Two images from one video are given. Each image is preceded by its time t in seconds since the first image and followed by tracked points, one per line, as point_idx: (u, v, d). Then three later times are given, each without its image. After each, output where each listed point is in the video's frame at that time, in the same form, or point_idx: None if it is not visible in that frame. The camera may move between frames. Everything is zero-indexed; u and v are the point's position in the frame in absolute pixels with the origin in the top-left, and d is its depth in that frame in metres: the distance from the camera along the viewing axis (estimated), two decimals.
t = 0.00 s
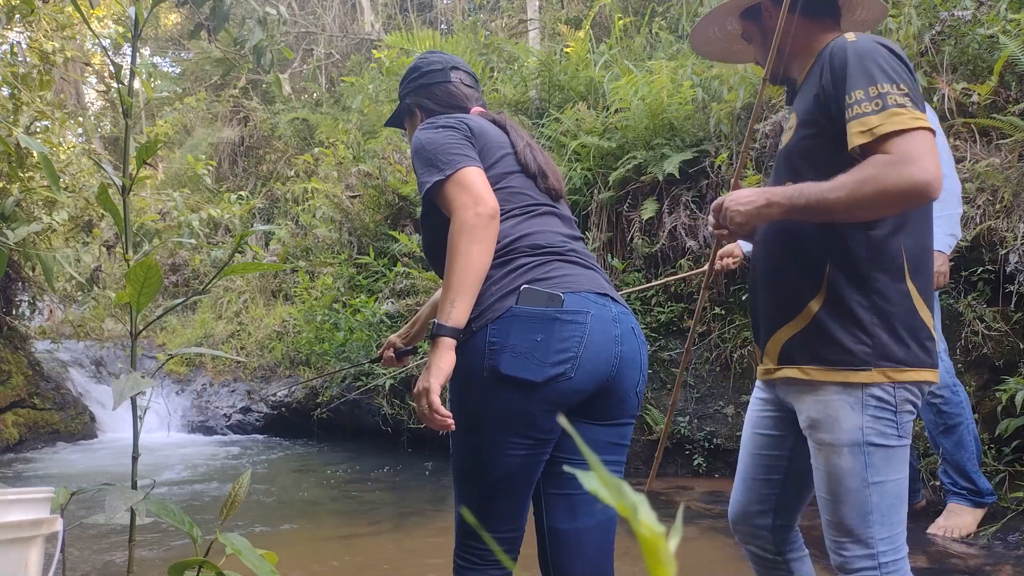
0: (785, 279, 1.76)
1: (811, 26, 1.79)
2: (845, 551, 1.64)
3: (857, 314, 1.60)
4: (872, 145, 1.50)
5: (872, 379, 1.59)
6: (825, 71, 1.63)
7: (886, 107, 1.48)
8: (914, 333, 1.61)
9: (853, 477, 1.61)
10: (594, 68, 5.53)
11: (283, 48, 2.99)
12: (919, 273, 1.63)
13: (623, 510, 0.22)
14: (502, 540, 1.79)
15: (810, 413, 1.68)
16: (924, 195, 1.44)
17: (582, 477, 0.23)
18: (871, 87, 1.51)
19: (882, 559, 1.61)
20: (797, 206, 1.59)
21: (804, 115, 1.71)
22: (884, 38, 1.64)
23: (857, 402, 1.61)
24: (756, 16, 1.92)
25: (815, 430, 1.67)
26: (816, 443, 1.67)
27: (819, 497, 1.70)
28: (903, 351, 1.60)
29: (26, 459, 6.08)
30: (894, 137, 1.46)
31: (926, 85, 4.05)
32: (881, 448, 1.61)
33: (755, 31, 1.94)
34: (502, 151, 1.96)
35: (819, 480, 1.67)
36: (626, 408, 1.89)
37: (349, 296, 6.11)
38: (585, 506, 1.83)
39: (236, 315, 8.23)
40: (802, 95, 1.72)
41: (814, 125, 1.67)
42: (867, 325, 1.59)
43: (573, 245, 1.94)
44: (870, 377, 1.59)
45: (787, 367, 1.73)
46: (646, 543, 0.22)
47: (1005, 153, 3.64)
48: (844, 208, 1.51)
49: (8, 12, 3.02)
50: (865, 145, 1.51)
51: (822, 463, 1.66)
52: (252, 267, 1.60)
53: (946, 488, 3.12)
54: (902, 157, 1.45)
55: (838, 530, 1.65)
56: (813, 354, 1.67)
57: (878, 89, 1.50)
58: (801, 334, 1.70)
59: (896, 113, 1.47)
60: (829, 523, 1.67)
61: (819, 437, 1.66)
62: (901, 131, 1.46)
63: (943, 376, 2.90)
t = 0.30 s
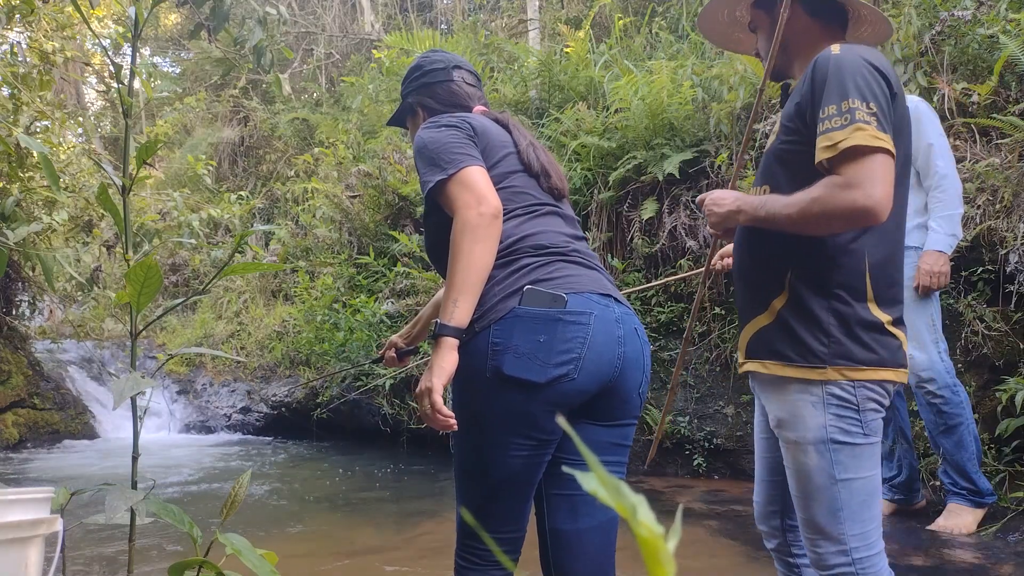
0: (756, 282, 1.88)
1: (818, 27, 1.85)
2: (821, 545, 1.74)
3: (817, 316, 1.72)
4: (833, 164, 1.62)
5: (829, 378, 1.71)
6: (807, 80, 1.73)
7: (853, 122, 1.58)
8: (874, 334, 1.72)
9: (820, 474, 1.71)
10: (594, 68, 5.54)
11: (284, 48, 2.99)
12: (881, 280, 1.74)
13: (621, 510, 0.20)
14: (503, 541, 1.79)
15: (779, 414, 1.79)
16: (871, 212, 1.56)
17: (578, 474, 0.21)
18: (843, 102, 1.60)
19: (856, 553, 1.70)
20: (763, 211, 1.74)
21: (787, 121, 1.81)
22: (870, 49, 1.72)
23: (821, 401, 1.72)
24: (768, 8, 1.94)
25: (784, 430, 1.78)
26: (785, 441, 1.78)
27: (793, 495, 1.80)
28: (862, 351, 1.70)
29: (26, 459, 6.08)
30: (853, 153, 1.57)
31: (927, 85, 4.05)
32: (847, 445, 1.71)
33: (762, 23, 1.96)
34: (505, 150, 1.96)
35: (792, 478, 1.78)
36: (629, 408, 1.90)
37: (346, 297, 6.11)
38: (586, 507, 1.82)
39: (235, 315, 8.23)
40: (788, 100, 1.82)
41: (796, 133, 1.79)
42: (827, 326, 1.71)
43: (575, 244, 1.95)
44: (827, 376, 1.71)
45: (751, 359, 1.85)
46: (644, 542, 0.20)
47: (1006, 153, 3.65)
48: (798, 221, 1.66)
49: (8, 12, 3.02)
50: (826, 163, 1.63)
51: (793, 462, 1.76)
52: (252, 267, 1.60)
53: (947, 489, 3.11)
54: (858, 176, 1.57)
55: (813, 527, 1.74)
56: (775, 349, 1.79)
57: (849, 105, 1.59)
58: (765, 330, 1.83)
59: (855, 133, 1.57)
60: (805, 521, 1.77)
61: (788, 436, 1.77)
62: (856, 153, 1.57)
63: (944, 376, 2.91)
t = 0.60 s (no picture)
0: (737, 285, 1.94)
1: (804, 38, 1.92)
2: (807, 538, 1.78)
3: (792, 318, 1.78)
4: (800, 172, 1.70)
5: (804, 376, 1.76)
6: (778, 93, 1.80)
7: (816, 133, 1.66)
8: (847, 334, 1.78)
9: (802, 468, 1.76)
10: (594, 68, 5.55)
11: (284, 48, 2.99)
12: (855, 283, 1.79)
13: (620, 510, 0.20)
14: (503, 541, 1.79)
15: (760, 412, 1.84)
16: (836, 218, 1.64)
17: (580, 475, 0.21)
18: (808, 114, 1.69)
19: (841, 543, 1.75)
20: (739, 221, 1.82)
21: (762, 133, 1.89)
22: (839, 60, 1.79)
23: (799, 398, 1.78)
24: (754, 17, 2.00)
25: (765, 427, 1.83)
26: (765, 439, 1.83)
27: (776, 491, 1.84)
28: (836, 350, 1.76)
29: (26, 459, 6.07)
30: (817, 162, 1.65)
31: (927, 85, 4.06)
32: (825, 440, 1.76)
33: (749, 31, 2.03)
34: (506, 151, 1.96)
35: (775, 474, 1.82)
36: (631, 409, 1.90)
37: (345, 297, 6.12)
38: (587, 507, 1.82)
39: (235, 315, 8.24)
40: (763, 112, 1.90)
41: (770, 144, 1.87)
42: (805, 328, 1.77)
43: (576, 244, 1.95)
44: (804, 375, 1.76)
45: (734, 358, 1.91)
46: (646, 542, 0.20)
47: (1005, 153, 3.65)
48: (769, 228, 1.74)
49: (9, 12, 3.02)
50: (793, 171, 1.71)
51: (774, 458, 1.81)
52: (251, 267, 1.60)
53: (947, 489, 3.10)
54: (822, 185, 1.65)
55: (799, 521, 1.79)
56: (756, 349, 1.85)
57: (813, 117, 1.68)
58: (745, 331, 1.88)
59: (818, 144, 1.66)
60: (789, 515, 1.81)
61: (769, 433, 1.82)
62: (819, 163, 1.66)
63: (944, 376, 2.91)
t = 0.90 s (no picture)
0: (722, 289, 1.99)
1: (790, 54, 1.96)
2: (794, 532, 1.79)
3: (774, 320, 1.84)
4: (779, 181, 1.77)
5: (785, 373, 1.81)
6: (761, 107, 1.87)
7: (794, 146, 1.74)
8: (826, 334, 1.83)
9: (787, 463, 1.79)
10: (594, 68, 5.55)
11: (284, 48, 2.99)
12: (834, 287, 1.85)
13: (622, 510, 0.20)
14: (503, 541, 1.80)
15: (745, 409, 1.88)
16: (813, 225, 1.71)
17: (581, 475, 0.22)
18: (786, 127, 1.76)
19: (827, 536, 1.76)
20: (723, 227, 1.88)
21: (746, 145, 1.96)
22: (818, 74, 1.85)
23: (782, 395, 1.82)
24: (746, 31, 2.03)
25: (750, 424, 1.87)
26: (751, 436, 1.87)
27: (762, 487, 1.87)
28: (818, 350, 1.82)
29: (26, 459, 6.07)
30: (794, 172, 1.73)
31: (927, 85, 4.06)
32: (809, 435, 1.80)
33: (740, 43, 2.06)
34: (501, 154, 1.96)
35: (760, 469, 1.85)
36: (632, 408, 1.90)
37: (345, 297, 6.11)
38: (587, 506, 1.82)
39: (235, 315, 8.24)
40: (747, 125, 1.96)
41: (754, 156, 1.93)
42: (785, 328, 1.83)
43: (575, 243, 1.95)
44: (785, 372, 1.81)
45: (720, 357, 1.95)
46: (647, 541, 0.21)
47: (1005, 153, 3.65)
48: (752, 235, 1.80)
49: (9, 12, 3.03)
50: (773, 181, 1.78)
51: (760, 454, 1.84)
52: (251, 267, 1.60)
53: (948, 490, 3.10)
54: (799, 193, 1.72)
55: (785, 515, 1.81)
56: (743, 348, 1.89)
57: (791, 130, 1.75)
58: (730, 333, 1.93)
59: (795, 156, 1.73)
60: (775, 510, 1.83)
61: (754, 429, 1.86)
62: (797, 172, 1.73)
63: (945, 376, 2.91)
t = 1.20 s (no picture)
0: (717, 289, 1.99)
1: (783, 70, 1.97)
2: (773, 527, 1.79)
3: (766, 318, 1.85)
4: (775, 186, 1.77)
5: (775, 369, 1.82)
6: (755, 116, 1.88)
7: (787, 154, 1.75)
8: (817, 334, 1.84)
9: (772, 457, 1.79)
10: (593, 68, 5.55)
11: (284, 49, 2.99)
12: (826, 288, 1.86)
13: (621, 512, 0.21)
14: (500, 541, 1.80)
15: (735, 404, 1.88)
16: (806, 229, 1.71)
17: (581, 475, 0.22)
18: (780, 135, 1.77)
19: (804, 533, 1.76)
20: (720, 229, 1.87)
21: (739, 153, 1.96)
22: (809, 85, 1.87)
23: (772, 390, 1.82)
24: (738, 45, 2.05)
25: (738, 418, 1.87)
26: (739, 430, 1.87)
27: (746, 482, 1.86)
28: (808, 349, 1.82)
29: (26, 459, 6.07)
30: (788, 178, 1.74)
31: (926, 85, 4.05)
32: (795, 431, 1.80)
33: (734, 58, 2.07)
34: (500, 154, 1.96)
35: (746, 463, 1.85)
36: (630, 412, 1.90)
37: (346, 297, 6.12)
38: (587, 506, 1.82)
39: (235, 315, 8.24)
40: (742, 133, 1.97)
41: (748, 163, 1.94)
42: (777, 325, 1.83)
43: (574, 246, 1.95)
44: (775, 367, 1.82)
45: (714, 356, 1.94)
46: (646, 541, 0.22)
47: (1005, 153, 3.64)
48: (747, 237, 1.80)
49: (9, 12, 3.03)
50: (768, 186, 1.78)
51: (746, 447, 1.84)
52: (252, 267, 1.60)
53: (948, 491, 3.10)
54: (794, 198, 1.73)
55: (765, 509, 1.80)
56: (738, 347, 1.88)
57: (784, 138, 1.76)
58: (723, 333, 1.93)
59: (790, 163, 1.74)
60: (757, 504, 1.83)
61: (741, 424, 1.86)
62: (792, 177, 1.73)
63: (944, 377, 2.91)
